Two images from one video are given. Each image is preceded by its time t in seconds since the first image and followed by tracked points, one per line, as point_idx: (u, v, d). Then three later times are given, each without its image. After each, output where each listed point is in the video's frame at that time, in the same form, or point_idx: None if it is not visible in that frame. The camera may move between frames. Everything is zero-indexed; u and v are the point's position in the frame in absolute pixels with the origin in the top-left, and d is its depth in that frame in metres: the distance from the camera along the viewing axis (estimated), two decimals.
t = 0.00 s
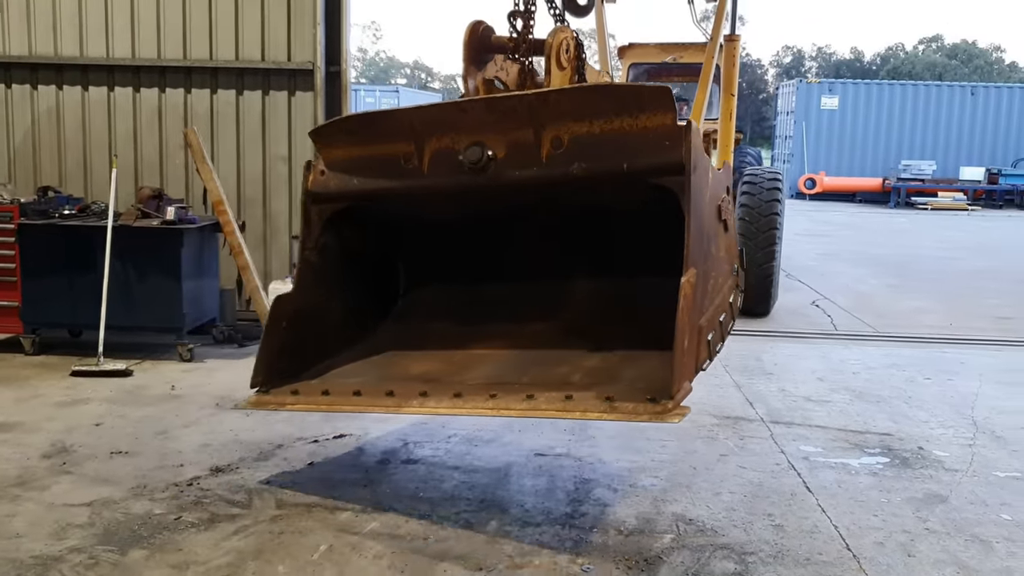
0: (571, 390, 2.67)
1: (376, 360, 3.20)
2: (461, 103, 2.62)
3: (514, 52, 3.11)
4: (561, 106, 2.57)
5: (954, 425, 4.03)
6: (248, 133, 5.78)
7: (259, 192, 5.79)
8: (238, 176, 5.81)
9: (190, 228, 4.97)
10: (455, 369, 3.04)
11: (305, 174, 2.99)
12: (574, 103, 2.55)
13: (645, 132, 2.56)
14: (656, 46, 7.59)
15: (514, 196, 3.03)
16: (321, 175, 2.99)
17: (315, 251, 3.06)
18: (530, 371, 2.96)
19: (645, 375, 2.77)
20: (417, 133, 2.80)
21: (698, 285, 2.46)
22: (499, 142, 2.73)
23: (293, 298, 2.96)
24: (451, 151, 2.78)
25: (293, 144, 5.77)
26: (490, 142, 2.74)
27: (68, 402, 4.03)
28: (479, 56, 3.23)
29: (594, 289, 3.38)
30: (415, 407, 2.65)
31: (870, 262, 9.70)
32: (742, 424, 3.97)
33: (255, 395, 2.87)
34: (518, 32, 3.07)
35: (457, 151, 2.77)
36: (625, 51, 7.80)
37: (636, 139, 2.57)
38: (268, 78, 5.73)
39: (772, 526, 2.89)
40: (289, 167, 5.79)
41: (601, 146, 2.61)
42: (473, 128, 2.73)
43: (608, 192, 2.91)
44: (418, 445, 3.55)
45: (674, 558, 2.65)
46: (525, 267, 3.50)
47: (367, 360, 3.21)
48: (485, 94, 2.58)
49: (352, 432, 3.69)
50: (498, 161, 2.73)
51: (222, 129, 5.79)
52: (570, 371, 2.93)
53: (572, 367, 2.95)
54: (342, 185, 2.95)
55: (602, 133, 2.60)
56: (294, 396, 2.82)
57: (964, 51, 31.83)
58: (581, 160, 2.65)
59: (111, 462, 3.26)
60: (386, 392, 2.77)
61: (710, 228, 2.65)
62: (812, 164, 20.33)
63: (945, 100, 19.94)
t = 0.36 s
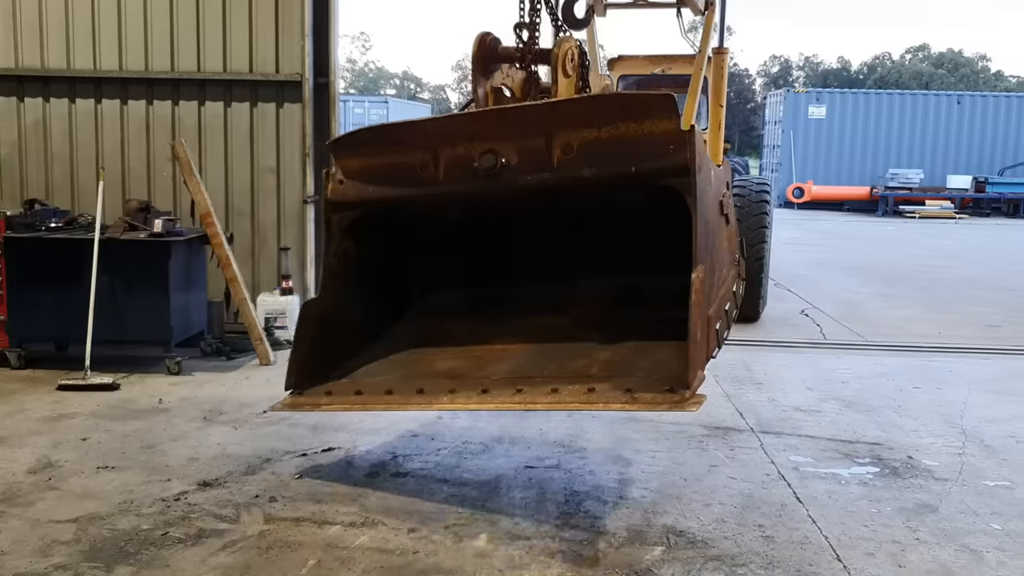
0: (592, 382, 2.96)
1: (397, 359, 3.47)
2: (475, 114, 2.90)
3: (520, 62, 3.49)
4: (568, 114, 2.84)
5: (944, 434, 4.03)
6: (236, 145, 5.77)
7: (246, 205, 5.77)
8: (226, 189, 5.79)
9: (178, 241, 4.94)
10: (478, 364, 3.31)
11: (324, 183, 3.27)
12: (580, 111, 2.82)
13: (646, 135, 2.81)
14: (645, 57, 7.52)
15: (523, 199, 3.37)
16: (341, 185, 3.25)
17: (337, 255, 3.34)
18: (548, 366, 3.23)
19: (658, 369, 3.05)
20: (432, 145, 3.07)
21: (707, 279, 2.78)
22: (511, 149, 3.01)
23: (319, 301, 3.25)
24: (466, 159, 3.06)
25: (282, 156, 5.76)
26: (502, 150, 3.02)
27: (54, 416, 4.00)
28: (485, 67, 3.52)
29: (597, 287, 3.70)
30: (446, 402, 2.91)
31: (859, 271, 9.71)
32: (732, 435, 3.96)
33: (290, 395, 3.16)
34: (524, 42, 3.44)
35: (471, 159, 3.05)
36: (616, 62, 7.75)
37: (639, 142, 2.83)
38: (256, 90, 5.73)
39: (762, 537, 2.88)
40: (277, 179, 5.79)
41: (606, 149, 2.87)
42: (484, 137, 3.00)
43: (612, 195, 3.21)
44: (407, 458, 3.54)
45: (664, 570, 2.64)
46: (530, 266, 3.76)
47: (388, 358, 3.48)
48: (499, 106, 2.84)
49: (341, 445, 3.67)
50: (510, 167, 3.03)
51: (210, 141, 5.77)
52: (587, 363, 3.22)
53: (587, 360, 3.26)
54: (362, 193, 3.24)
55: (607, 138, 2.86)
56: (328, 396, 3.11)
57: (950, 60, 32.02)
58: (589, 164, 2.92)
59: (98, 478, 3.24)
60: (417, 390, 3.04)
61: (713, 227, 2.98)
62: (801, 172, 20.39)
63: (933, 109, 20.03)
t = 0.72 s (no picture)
0: (597, 376, 3.10)
1: (405, 351, 3.58)
2: (484, 119, 3.00)
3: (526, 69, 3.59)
4: (575, 121, 2.97)
5: (932, 440, 4.04)
6: (223, 154, 5.76)
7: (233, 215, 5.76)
8: (213, 199, 5.77)
9: (165, 251, 4.93)
10: (485, 357, 3.44)
11: (337, 183, 3.38)
12: (587, 119, 2.96)
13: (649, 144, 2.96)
14: (634, 66, 7.46)
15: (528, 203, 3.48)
16: (352, 184, 3.36)
17: (349, 253, 3.45)
18: (555, 358, 3.36)
19: (661, 362, 3.19)
20: (443, 148, 3.18)
21: (705, 278, 2.92)
22: (519, 154, 3.14)
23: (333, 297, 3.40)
24: (476, 163, 3.19)
25: (268, 166, 5.75)
26: (510, 155, 3.14)
27: (40, 429, 3.97)
28: (492, 72, 3.71)
29: (598, 285, 3.77)
30: (460, 394, 3.04)
31: (846, 276, 9.74)
32: (721, 442, 3.96)
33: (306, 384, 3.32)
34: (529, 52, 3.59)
35: (480, 163, 3.18)
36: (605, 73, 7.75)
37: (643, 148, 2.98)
38: (243, 99, 5.72)
39: (752, 545, 2.88)
40: (264, 189, 5.77)
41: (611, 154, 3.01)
42: (493, 141, 3.12)
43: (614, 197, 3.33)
44: (396, 468, 3.53)
45: None
46: (533, 260, 3.82)
47: (397, 351, 3.59)
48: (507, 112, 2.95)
49: (330, 455, 3.66)
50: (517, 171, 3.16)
51: (197, 151, 5.76)
52: (592, 355, 3.35)
53: (593, 352, 3.38)
54: (375, 191, 3.36)
55: (612, 143, 2.99)
56: (345, 388, 3.25)
57: (936, 66, 32.23)
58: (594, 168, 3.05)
59: (84, 490, 3.22)
60: (431, 383, 3.18)
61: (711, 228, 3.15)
62: (788, 179, 20.47)
63: (919, 116, 20.13)
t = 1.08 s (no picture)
0: (594, 372, 3.24)
1: (406, 347, 3.71)
2: (487, 127, 3.08)
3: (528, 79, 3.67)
4: (574, 130, 3.07)
5: (920, 451, 4.04)
6: (210, 167, 5.74)
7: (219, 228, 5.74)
8: (200, 211, 5.76)
9: (151, 264, 4.91)
10: (485, 353, 3.58)
11: (342, 186, 3.45)
12: (586, 128, 3.06)
13: (646, 152, 3.09)
14: (621, 79, 7.43)
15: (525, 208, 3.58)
16: (357, 187, 3.44)
17: (351, 251, 3.55)
18: (553, 354, 3.51)
19: (653, 359, 3.35)
20: (445, 153, 3.25)
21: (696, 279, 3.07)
22: (520, 158, 3.20)
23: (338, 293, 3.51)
24: (477, 168, 3.24)
25: (256, 178, 5.74)
26: (511, 159, 3.20)
27: (24, 444, 3.94)
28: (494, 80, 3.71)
29: (593, 284, 3.94)
30: (463, 389, 3.18)
31: (834, 287, 9.76)
32: (709, 454, 3.96)
33: (313, 379, 3.42)
34: (530, 62, 3.65)
35: (482, 167, 3.23)
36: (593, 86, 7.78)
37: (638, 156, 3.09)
38: (230, 111, 5.71)
39: (740, 557, 2.88)
40: (251, 202, 5.76)
41: (608, 161, 3.13)
42: (495, 148, 3.20)
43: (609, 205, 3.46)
44: (384, 482, 3.51)
45: None
46: (529, 262, 4.01)
47: (398, 347, 3.72)
48: (509, 121, 3.04)
49: (316, 469, 3.64)
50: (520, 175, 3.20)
51: (184, 164, 5.75)
52: (587, 351, 3.50)
53: (589, 348, 3.53)
54: (379, 194, 3.42)
55: (609, 151, 3.11)
56: (351, 381, 3.37)
57: (922, 77, 32.46)
58: (591, 174, 3.17)
59: (67, 506, 3.19)
60: (435, 377, 3.32)
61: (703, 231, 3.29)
62: (775, 190, 20.55)
63: (905, 127, 20.24)
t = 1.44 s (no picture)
0: (589, 380, 3.29)
1: (406, 358, 3.76)
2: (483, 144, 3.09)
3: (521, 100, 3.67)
4: (568, 145, 3.09)
5: (909, 461, 4.05)
6: (198, 180, 5.74)
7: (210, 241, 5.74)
8: (188, 225, 5.75)
9: (138, 278, 4.89)
10: (483, 362, 3.63)
11: (341, 203, 3.44)
12: (580, 144, 3.08)
13: (639, 168, 3.10)
14: (611, 93, 7.44)
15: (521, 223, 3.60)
16: (355, 204, 3.43)
17: (352, 267, 3.58)
18: (550, 362, 3.57)
19: (647, 365, 3.40)
20: (442, 169, 3.27)
21: (689, 291, 3.10)
22: (514, 173, 3.23)
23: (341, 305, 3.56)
24: (474, 183, 3.28)
25: (244, 191, 5.73)
26: (507, 175, 3.23)
27: (10, 460, 3.91)
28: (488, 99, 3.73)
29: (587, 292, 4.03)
30: (464, 396, 3.21)
31: (823, 298, 9.79)
32: (699, 465, 3.96)
33: (316, 391, 3.47)
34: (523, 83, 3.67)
35: (478, 183, 3.27)
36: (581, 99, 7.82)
37: (630, 171, 3.11)
38: (219, 125, 5.71)
39: (731, 569, 2.87)
40: (240, 214, 5.75)
41: (601, 175, 3.14)
42: (490, 163, 3.22)
43: (602, 220, 3.48)
44: (373, 496, 3.50)
45: None
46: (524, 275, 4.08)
47: (398, 358, 3.76)
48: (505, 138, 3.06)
49: (305, 484, 3.63)
50: (514, 190, 3.24)
51: (172, 178, 5.74)
52: (583, 360, 3.54)
53: (584, 357, 3.57)
54: (376, 211, 3.41)
55: (602, 165, 3.12)
56: (354, 391, 3.41)
57: (909, 89, 32.67)
58: (585, 189, 3.18)
59: (53, 522, 3.17)
60: (435, 385, 3.37)
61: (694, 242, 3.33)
62: (764, 201, 20.63)
63: (892, 138, 20.36)
